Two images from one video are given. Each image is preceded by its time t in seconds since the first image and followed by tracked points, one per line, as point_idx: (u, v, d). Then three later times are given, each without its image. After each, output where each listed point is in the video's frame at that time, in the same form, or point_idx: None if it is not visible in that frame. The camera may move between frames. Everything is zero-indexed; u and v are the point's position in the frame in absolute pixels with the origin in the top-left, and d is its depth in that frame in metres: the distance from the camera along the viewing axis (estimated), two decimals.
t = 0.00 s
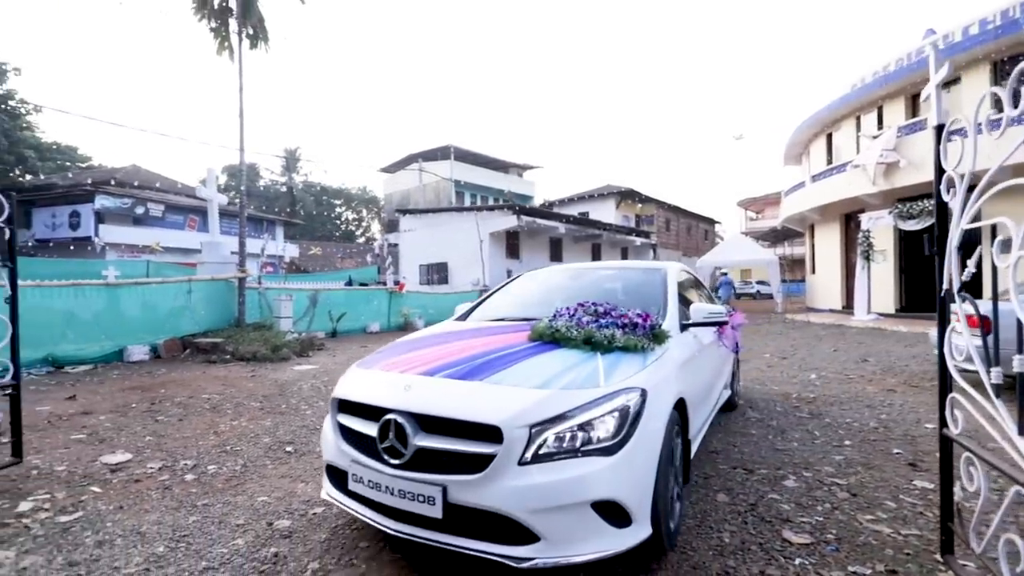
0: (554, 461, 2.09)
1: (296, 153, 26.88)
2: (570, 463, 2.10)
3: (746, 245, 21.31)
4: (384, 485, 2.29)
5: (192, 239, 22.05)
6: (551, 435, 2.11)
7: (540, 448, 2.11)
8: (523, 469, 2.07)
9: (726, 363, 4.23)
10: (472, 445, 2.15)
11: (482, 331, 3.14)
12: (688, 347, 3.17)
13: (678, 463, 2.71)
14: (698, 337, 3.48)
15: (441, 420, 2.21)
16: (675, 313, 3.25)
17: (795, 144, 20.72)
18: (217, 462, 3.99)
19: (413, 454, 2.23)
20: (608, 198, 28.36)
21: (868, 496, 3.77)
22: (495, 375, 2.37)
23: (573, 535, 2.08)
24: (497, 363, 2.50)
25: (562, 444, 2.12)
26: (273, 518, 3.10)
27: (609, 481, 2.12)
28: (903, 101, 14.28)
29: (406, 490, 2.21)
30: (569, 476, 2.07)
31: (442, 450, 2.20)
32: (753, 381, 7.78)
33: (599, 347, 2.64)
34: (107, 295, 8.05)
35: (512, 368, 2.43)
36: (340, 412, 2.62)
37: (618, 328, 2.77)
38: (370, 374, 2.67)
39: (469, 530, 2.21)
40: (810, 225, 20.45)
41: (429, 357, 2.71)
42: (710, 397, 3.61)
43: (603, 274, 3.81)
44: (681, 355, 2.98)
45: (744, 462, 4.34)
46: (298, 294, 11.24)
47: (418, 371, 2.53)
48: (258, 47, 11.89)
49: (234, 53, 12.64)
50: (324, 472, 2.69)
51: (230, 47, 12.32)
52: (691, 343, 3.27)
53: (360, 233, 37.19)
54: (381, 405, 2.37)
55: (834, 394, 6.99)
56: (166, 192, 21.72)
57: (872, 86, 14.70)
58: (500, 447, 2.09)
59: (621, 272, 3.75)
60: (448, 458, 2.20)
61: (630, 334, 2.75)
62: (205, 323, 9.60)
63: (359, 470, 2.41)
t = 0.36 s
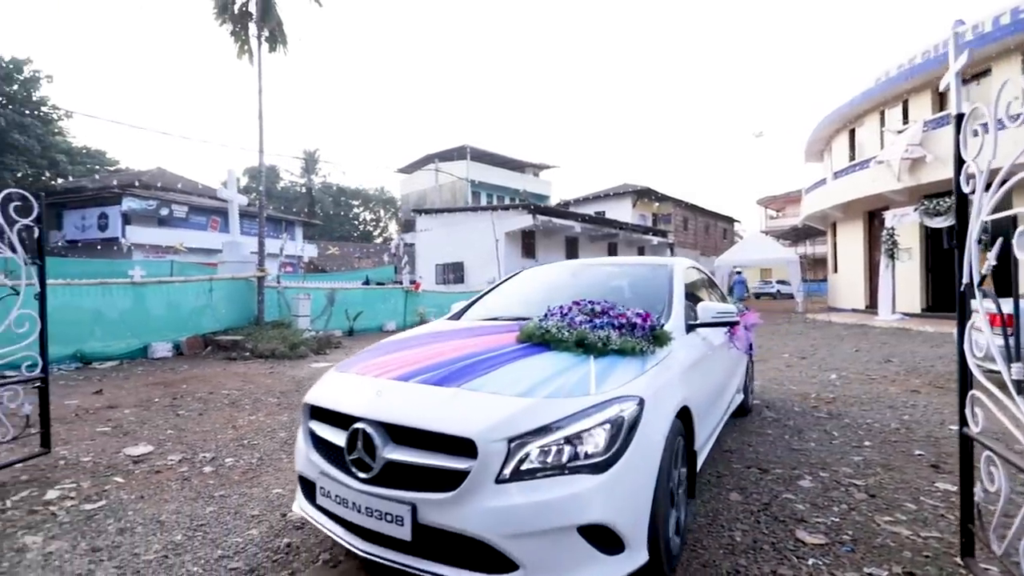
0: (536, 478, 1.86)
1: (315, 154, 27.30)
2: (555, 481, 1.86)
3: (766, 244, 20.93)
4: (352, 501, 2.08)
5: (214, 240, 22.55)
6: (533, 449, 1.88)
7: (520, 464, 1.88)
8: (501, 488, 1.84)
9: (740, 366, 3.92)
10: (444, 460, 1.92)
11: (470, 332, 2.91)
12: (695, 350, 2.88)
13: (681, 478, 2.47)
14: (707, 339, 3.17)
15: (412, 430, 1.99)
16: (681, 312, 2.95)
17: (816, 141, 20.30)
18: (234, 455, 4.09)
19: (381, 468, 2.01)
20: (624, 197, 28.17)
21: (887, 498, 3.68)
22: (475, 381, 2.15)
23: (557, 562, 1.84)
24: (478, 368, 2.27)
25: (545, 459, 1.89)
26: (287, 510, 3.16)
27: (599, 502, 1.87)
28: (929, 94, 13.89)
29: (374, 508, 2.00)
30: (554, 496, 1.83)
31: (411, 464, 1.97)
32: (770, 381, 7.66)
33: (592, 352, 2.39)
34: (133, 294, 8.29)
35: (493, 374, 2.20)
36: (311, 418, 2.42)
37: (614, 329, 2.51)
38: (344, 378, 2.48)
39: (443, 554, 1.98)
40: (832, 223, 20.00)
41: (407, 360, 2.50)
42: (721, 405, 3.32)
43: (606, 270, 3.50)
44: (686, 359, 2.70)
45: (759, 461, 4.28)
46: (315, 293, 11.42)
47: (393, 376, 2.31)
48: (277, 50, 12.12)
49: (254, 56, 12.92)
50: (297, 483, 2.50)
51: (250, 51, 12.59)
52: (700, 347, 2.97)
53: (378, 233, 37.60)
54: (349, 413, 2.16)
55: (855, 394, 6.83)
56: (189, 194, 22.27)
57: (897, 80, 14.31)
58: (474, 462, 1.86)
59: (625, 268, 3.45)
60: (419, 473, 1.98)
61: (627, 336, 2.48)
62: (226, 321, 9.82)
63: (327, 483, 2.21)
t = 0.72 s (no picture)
0: (529, 500, 1.61)
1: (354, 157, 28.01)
2: (552, 505, 1.61)
3: (811, 243, 20.08)
4: (331, 515, 1.89)
5: (259, 240, 23.45)
6: (527, 468, 1.64)
7: (512, 483, 1.63)
8: (489, 511, 1.61)
9: (775, 372, 3.56)
10: (427, 475, 1.71)
11: (472, 332, 2.68)
12: (722, 355, 2.56)
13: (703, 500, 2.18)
14: (737, 343, 2.84)
15: (394, 439, 1.78)
16: (706, 314, 2.62)
17: (866, 134, 19.34)
18: (273, 444, 4.24)
19: (360, 482, 1.81)
20: (661, 196, 27.63)
21: (939, 510, 3.47)
22: (465, 387, 1.91)
23: None
24: (470, 373, 2.03)
25: (541, 478, 1.64)
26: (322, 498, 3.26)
27: (605, 529, 1.61)
28: (992, 82, 12.99)
29: (350, 525, 1.80)
30: (550, 523, 1.58)
31: (390, 479, 1.76)
32: (812, 385, 7.34)
33: (601, 355, 2.12)
34: (184, 291, 8.73)
35: (486, 380, 1.95)
36: (297, 421, 2.25)
37: (627, 330, 2.24)
38: (332, 380, 2.30)
39: None
40: (884, 221, 19.01)
41: (397, 362, 2.30)
42: (752, 416, 2.98)
43: (626, 266, 3.19)
44: (711, 365, 2.39)
45: (798, 467, 4.11)
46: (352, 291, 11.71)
47: (381, 380, 2.12)
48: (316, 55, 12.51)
49: (295, 62, 13.38)
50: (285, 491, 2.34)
51: (291, 57, 13.04)
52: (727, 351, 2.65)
53: (414, 233, 38.23)
54: (331, 418, 1.97)
55: (906, 400, 6.47)
56: (235, 196, 23.24)
57: (956, 68, 13.46)
58: (457, 481, 1.63)
59: (648, 264, 3.13)
60: (398, 489, 1.75)
61: (642, 339, 2.20)
62: (268, 317, 10.21)
63: (308, 492, 2.03)
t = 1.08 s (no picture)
0: (519, 531, 1.38)
1: (402, 161, 28.79)
2: (546, 538, 1.37)
3: (875, 239, 18.85)
4: (313, 534, 1.72)
5: (313, 242, 24.55)
6: (517, 493, 1.40)
7: (501, 510, 1.40)
8: (472, 542, 1.38)
9: (825, 380, 3.16)
10: (407, 498, 1.49)
11: (477, 333, 2.43)
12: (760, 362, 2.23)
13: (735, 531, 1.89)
14: (780, 350, 2.49)
15: (373, 455, 1.58)
16: (742, 316, 2.28)
17: (939, 120, 17.94)
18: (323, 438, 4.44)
19: (340, 499, 1.62)
20: (711, 192, 26.74)
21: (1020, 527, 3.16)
22: (455, 396, 1.68)
23: None
24: (463, 380, 1.79)
25: (537, 505, 1.41)
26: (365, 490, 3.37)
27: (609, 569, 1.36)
28: None
29: (329, 546, 1.63)
30: (542, 560, 1.34)
31: (369, 498, 1.56)
32: (875, 390, 6.90)
33: (614, 362, 1.84)
34: (244, 292, 9.26)
35: (480, 389, 1.71)
36: (287, 429, 2.09)
37: (644, 334, 1.93)
38: (323, 385, 2.13)
39: None
40: (960, 213, 17.56)
41: (391, 366, 2.10)
42: (795, 432, 2.63)
43: (654, 260, 2.85)
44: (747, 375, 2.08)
45: (857, 476, 3.88)
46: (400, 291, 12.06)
47: (369, 386, 1.92)
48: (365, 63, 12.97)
49: (345, 71, 13.91)
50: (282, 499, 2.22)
51: (341, 66, 13.57)
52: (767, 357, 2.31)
53: (460, 234, 38.86)
54: (313, 429, 1.79)
55: (984, 408, 5.95)
56: (292, 201, 24.44)
57: None
58: (437, 506, 1.41)
59: (678, 259, 2.78)
60: (378, 510, 1.56)
61: (663, 345, 1.90)
62: (321, 316, 10.67)
63: (295, 507, 1.87)
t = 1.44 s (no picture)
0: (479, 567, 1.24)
1: (435, 162, 29.14)
2: None
3: (927, 236, 17.85)
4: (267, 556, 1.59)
5: (349, 243, 25.13)
6: (480, 525, 1.26)
7: (462, 542, 1.26)
8: None
9: (861, 392, 2.94)
10: (360, 523, 1.35)
11: (467, 337, 2.30)
12: (781, 375, 2.02)
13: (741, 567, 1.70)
14: (808, 360, 2.27)
15: (327, 474, 1.44)
16: (762, 323, 2.10)
17: (999, 110, 16.84)
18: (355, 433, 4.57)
19: (294, 520, 1.49)
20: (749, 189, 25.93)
21: None
22: (423, 409, 1.56)
23: None
24: (434, 392, 1.66)
25: (505, 538, 1.27)
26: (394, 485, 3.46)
27: None
28: None
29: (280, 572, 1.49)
30: None
31: (320, 522, 1.42)
32: (924, 396, 6.55)
33: (603, 374, 1.68)
34: (282, 291, 9.60)
35: (448, 403, 1.58)
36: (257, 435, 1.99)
37: (639, 341, 1.76)
38: (295, 390, 2.02)
39: None
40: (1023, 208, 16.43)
41: (365, 372, 1.98)
42: (826, 451, 2.41)
43: (672, 259, 2.73)
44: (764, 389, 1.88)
45: (900, 485, 3.70)
46: (432, 291, 12.25)
47: (337, 394, 1.80)
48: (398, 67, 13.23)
49: (379, 75, 14.24)
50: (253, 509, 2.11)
51: (375, 70, 13.89)
52: (792, 369, 2.11)
53: (492, 234, 39.03)
54: (275, 440, 1.68)
55: None
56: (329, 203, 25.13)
57: None
58: (389, 535, 1.28)
59: (697, 258, 2.64)
60: (329, 535, 1.41)
61: (660, 354, 1.73)
62: (355, 315, 10.95)
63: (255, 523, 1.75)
